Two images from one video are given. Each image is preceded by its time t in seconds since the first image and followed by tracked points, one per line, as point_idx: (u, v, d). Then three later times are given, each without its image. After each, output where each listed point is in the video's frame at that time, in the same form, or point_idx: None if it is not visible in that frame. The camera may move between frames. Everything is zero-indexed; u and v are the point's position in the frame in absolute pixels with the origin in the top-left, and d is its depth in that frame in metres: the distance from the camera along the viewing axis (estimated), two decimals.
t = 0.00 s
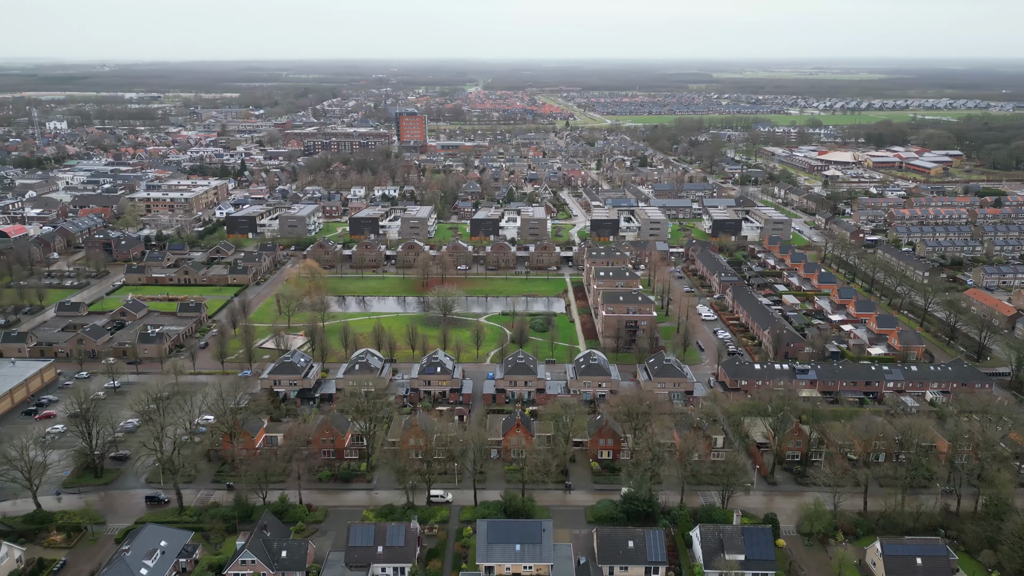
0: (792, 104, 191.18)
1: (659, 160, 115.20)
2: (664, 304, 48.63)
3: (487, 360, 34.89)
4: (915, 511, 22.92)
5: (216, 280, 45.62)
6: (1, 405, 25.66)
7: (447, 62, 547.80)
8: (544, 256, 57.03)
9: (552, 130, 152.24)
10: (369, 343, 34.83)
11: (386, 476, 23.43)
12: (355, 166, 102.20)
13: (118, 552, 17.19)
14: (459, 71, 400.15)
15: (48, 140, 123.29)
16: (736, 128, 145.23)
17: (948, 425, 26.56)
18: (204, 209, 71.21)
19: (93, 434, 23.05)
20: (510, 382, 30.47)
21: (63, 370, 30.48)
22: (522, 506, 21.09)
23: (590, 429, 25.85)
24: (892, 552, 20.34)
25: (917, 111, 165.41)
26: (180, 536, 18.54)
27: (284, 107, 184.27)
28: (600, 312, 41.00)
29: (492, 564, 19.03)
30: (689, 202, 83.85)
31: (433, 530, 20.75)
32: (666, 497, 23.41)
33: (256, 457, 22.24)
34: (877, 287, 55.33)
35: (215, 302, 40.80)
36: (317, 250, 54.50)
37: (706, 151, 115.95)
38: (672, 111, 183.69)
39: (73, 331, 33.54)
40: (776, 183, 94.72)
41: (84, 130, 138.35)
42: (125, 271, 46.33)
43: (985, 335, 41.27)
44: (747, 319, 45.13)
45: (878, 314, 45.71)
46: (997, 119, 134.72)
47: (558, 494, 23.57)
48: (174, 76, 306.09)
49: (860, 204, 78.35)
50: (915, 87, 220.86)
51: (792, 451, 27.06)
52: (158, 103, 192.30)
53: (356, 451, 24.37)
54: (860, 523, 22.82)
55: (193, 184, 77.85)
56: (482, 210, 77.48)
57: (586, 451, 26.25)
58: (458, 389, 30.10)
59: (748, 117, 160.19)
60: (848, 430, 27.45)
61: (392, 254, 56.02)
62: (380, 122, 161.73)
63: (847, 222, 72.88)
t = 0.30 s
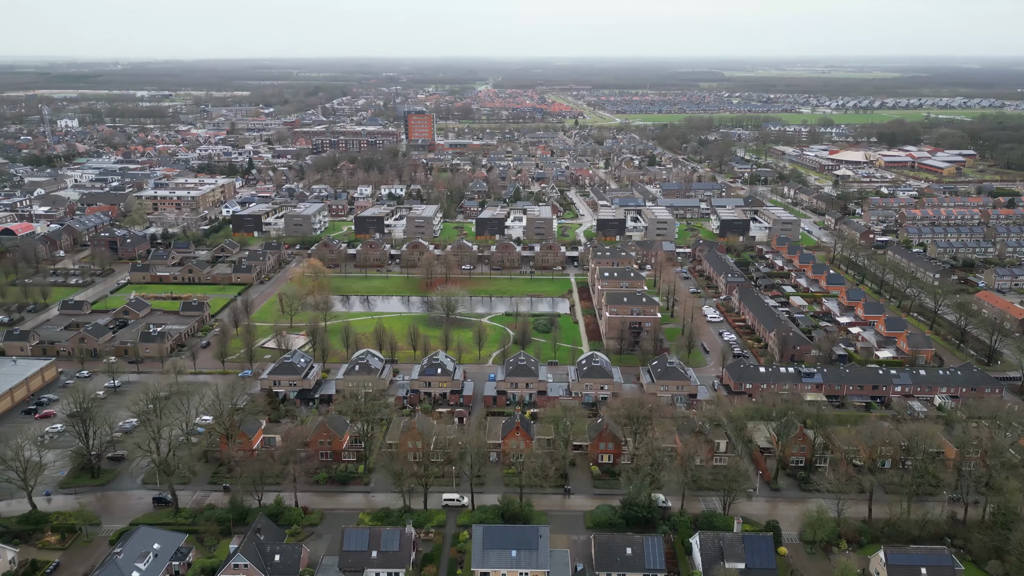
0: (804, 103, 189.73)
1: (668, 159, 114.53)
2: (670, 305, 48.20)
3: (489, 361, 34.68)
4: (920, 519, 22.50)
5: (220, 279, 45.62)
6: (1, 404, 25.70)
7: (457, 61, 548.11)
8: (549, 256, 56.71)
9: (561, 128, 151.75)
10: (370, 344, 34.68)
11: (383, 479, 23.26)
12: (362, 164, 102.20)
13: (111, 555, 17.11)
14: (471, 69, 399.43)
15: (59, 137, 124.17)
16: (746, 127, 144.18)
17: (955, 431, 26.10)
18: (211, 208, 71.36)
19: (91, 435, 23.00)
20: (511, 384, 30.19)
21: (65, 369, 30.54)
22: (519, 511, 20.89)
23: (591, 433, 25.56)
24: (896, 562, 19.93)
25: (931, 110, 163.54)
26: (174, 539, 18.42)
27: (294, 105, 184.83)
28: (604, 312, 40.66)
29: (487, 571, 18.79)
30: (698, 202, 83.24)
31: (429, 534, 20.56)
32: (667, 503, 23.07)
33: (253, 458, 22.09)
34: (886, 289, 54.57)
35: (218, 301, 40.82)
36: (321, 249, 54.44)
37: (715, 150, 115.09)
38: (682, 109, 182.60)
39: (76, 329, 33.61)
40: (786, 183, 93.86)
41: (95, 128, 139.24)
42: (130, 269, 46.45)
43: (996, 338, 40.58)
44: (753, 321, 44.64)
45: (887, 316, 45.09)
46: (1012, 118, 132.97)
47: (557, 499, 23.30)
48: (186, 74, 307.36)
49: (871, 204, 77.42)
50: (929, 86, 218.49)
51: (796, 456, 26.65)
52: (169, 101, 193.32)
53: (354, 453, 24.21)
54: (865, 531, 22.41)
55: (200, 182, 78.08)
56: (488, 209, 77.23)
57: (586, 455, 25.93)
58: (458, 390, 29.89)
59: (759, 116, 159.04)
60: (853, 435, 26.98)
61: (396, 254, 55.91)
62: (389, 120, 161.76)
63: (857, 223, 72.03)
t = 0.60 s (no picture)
0: (815, 101, 188.19)
1: (677, 159, 113.84)
2: (675, 305, 47.81)
3: (490, 362, 34.49)
4: (926, 528, 22.08)
5: (224, 277, 45.60)
6: (1, 402, 25.74)
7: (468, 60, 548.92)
8: (554, 255, 56.48)
9: (569, 127, 151.18)
10: (371, 344, 34.52)
11: (380, 481, 23.11)
12: (369, 163, 102.16)
13: (103, 558, 16.99)
14: (480, 66, 398.39)
15: (69, 135, 125.02)
16: (757, 126, 143.18)
17: (964, 437, 25.61)
18: (218, 206, 71.54)
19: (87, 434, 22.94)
20: (511, 386, 29.95)
21: (66, 367, 30.58)
22: (516, 516, 20.69)
23: (591, 437, 25.25)
24: (900, 572, 19.52)
25: (944, 110, 161.81)
26: (167, 541, 18.28)
27: (303, 103, 185.27)
28: (607, 313, 40.35)
29: None
30: (705, 202, 82.63)
31: (425, 539, 20.35)
32: (667, 509, 22.77)
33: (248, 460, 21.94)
34: (895, 291, 53.87)
35: (221, 300, 40.87)
36: (325, 248, 54.41)
37: (725, 148, 114.27)
38: (692, 108, 181.52)
39: (78, 328, 33.68)
40: (795, 182, 93.05)
41: (105, 125, 140.02)
42: (134, 267, 46.59)
43: (1007, 342, 39.88)
44: (759, 323, 44.17)
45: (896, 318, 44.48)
46: None
47: (556, 503, 23.04)
48: (197, 72, 308.16)
49: (882, 204, 76.53)
50: (943, 84, 216.18)
51: (800, 461, 26.26)
52: (180, 99, 194.30)
53: (351, 455, 24.05)
54: (868, 539, 22.04)
55: (208, 180, 78.31)
56: (494, 208, 76.99)
57: (586, 458, 25.62)
58: (458, 392, 29.70)
59: (770, 115, 157.87)
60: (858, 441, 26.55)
61: (401, 253, 55.81)
62: (397, 119, 161.81)
63: (866, 223, 71.24)
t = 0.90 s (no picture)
0: (827, 100, 186.56)
1: (685, 158, 113.14)
2: (680, 306, 47.41)
3: (491, 363, 34.30)
4: (931, 536, 21.67)
5: (228, 276, 45.65)
6: (1, 401, 25.79)
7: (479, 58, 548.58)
8: (559, 255, 56.19)
9: (578, 126, 150.61)
10: (372, 344, 34.38)
11: (377, 484, 22.95)
12: (376, 161, 102.15)
13: (95, 560, 16.88)
14: (490, 65, 397.59)
15: (80, 133, 125.86)
16: (767, 124, 142.08)
17: (972, 444, 25.14)
18: (224, 204, 71.71)
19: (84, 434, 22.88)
20: (512, 388, 29.73)
21: (67, 365, 30.62)
22: (512, 521, 20.50)
23: (591, 440, 24.96)
24: None
25: (958, 108, 160.00)
26: (160, 544, 18.17)
27: (313, 102, 185.68)
28: (611, 315, 40.03)
29: None
30: (713, 201, 82.00)
31: (421, 543, 20.17)
32: (667, 515, 22.45)
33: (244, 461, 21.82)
34: (905, 292, 53.11)
35: (224, 299, 40.90)
36: (330, 247, 54.36)
37: (734, 147, 113.41)
38: (702, 106, 180.38)
39: (80, 326, 33.77)
40: (805, 182, 92.21)
41: (116, 123, 140.84)
42: (139, 266, 46.70)
43: (1017, 346, 39.19)
44: (765, 325, 43.68)
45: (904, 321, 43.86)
46: None
47: (555, 508, 22.79)
48: (208, 71, 309.32)
49: (892, 204, 75.66)
50: (958, 83, 213.64)
51: (803, 467, 25.88)
52: (190, 97, 195.27)
53: (348, 456, 23.91)
54: (873, 547, 21.65)
55: (215, 178, 78.50)
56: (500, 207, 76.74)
57: (586, 462, 25.33)
58: (458, 394, 29.51)
59: (781, 113, 156.53)
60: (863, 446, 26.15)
61: (405, 252, 55.68)
62: (406, 117, 161.82)
63: (876, 224, 70.44)
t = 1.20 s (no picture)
0: (839, 99, 184.86)
1: (694, 156, 112.32)
2: (685, 307, 47.00)
3: (492, 364, 34.13)
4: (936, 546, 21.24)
5: (231, 275, 45.68)
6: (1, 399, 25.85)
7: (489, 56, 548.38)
8: (564, 255, 55.88)
9: (587, 124, 149.99)
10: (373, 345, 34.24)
11: (374, 487, 22.78)
12: (383, 159, 102.05)
13: (86, 563, 16.76)
14: (500, 63, 396.55)
15: (90, 131, 126.61)
16: (777, 123, 140.91)
17: (980, 451, 24.62)
18: (230, 202, 71.85)
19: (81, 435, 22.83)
20: (513, 389, 29.52)
21: (68, 364, 30.67)
22: (509, 526, 20.29)
23: (590, 444, 24.68)
24: None
25: (972, 107, 158.04)
26: (153, 546, 18.06)
27: (322, 100, 185.99)
28: (614, 316, 39.72)
29: None
30: (721, 200, 81.36)
31: (415, 548, 19.96)
32: (666, 522, 22.13)
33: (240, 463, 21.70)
34: (915, 294, 52.35)
35: (227, 297, 40.91)
36: (334, 246, 54.29)
37: (744, 146, 112.50)
38: (713, 104, 179.17)
39: (83, 324, 33.85)
40: (815, 181, 91.30)
41: (126, 121, 141.67)
42: (143, 264, 46.79)
43: None
44: (771, 326, 43.22)
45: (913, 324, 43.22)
46: None
47: (552, 513, 22.53)
48: (218, 69, 309.98)
49: (903, 204, 74.74)
50: (972, 81, 211.10)
51: (807, 473, 25.49)
52: (201, 95, 196.19)
53: (346, 458, 23.76)
54: (876, 557, 21.25)
55: (221, 176, 78.67)
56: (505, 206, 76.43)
57: (586, 466, 25.04)
58: (458, 395, 29.31)
59: (791, 112, 155.15)
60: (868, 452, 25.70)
61: (409, 251, 55.53)
62: (415, 115, 161.76)
63: (886, 224, 69.58)
